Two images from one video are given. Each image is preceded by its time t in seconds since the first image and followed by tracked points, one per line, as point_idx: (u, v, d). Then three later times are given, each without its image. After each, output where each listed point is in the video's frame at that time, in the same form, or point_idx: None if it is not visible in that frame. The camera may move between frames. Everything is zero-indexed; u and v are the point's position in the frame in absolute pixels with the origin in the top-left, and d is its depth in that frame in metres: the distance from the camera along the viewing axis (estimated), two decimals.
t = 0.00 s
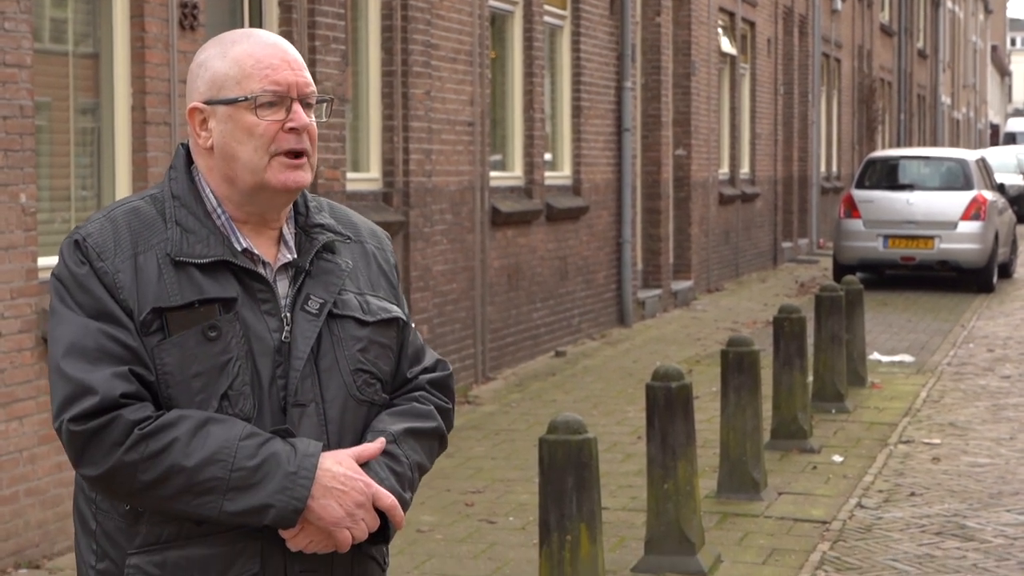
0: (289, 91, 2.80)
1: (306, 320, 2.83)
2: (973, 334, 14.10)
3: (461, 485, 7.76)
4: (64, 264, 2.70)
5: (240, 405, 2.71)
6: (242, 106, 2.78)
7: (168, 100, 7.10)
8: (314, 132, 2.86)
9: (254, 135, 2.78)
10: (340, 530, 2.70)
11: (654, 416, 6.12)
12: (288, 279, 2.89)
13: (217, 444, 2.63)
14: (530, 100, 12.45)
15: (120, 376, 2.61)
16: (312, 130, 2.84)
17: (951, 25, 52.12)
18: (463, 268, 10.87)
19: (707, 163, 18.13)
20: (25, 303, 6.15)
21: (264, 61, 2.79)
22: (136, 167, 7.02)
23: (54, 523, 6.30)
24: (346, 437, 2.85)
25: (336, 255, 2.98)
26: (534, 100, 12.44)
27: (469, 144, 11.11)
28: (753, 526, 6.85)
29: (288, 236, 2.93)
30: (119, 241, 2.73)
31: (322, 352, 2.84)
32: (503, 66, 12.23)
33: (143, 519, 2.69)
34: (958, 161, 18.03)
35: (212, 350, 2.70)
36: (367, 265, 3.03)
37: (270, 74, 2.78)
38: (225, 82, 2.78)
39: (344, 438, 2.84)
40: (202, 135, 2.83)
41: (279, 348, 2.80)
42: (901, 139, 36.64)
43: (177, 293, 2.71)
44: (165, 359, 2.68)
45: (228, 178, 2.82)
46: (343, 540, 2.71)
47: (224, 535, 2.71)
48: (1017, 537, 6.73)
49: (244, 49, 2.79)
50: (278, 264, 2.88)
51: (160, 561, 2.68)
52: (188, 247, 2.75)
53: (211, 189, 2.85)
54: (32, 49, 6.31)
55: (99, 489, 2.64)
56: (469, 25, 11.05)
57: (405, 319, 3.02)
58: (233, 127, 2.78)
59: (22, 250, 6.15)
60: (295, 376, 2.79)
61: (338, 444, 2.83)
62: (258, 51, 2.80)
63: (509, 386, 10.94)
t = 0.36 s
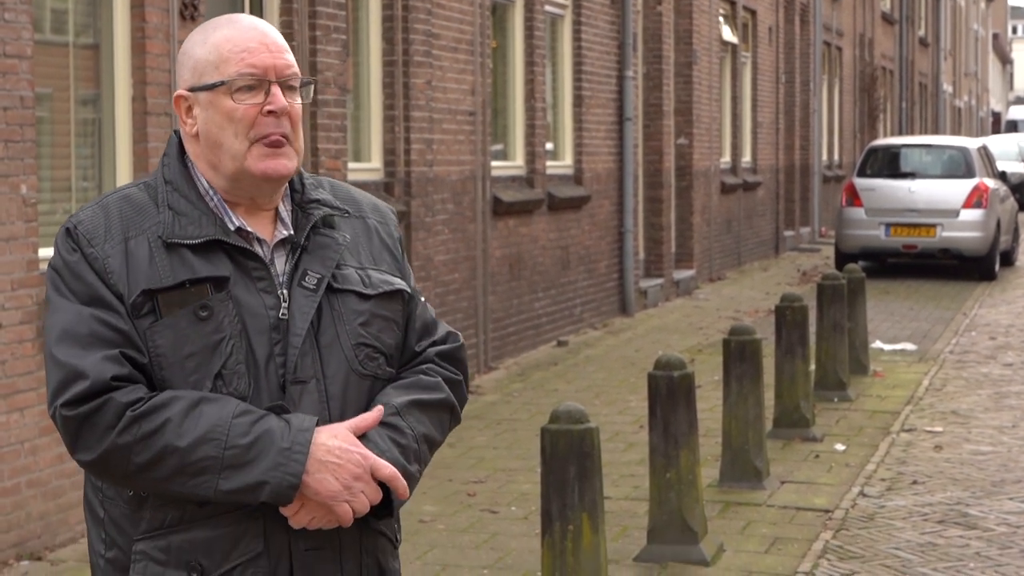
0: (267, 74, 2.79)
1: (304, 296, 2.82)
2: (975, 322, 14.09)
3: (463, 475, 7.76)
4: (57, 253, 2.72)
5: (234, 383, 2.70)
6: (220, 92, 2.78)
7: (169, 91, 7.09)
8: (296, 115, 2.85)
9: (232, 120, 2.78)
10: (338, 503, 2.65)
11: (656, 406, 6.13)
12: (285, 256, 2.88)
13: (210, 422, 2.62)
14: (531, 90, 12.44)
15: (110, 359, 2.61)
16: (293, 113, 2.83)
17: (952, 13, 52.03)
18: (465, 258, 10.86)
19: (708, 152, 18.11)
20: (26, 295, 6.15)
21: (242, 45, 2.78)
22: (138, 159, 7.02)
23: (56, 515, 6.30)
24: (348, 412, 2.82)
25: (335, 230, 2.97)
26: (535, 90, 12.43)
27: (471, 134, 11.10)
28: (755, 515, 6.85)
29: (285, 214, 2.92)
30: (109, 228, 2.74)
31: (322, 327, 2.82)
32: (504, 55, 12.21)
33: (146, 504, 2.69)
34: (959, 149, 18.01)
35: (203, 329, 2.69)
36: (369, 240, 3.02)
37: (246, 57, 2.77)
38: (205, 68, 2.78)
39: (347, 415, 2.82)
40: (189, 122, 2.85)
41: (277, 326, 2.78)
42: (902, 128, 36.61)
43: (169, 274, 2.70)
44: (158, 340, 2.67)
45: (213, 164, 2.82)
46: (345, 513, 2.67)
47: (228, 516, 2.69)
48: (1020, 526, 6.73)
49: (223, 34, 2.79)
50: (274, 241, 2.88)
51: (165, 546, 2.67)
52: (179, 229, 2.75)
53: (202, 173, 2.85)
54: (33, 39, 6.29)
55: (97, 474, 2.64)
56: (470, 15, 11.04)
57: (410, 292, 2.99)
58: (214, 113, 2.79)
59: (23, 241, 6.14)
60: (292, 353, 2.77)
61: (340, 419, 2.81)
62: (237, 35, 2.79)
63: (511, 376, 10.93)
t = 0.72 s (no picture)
0: (164, 99, 2.60)
1: (266, 297, 2.69)
2: (976, 319, 14.10)
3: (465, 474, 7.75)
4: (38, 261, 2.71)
5: (185, 392, 2.61)
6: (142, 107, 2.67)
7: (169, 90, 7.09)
8: (212, 135, 2.62)
9: (150, 138, 2.67)
10: None
11: (657, 405, 6.12)
12: (258, 257, 2.75)
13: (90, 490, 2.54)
14: (532, 88, 12.42)
15: (37, 380, 2.57)
16: (198, 141, 2.62)
17: (952, 10, 52.06)
18: (465, 256, 10.85)
19: (709, 150, 18.10)
20: (26, 294, 6.13)
21: (156, 65, 2.63)
22: (138, 157, 7.05)
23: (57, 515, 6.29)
24: (316, 417, 2.67)
25: (319, 226, 2.82)
26: (536, 88, 12.42)
27: (471, 132, 11.09)
28: (756, 513, 6.85)
29: (263, 214, 2.79)
30: (82, 238, 2.69)
31: (291, 329, 2.70)
32: (504, 53, 12.20)
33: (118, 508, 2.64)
34: (960, 146, 18.00)
35: (156, 340, 2.62)
36: (361, 232, 2.86)
37: (151, 81, 2.62)
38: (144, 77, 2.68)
39: (316, 419, 2.66)
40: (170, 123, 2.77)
41: (239, 331, 2.66)
42: (903, 125, 36.67)
43: (128, 285, 2.64)
44: (112, 350, 2.61)
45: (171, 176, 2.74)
46: None
47: (194, 521, 2.62)
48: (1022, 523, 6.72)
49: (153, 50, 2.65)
50: (244, 244, 2.74)
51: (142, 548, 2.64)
52: (145, 239, 2.67)
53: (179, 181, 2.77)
54: (33, 39, 6.28)
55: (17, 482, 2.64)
56: (470, 13, 11.03)
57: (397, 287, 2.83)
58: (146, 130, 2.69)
59: (23, 240, 6.14)
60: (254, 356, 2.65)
61: (308, 424, 2.65)
62: (158, 53, 2.63)
63: (512, 374, 10.93)
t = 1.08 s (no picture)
0: (188, 126, 2.58)
1: (287, 301, 2.71)
2: (976, 320, 14.10)
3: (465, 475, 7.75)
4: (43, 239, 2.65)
5: (212, 394, 2.60)
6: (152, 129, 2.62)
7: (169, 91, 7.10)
8: (233, 162, 2.62)
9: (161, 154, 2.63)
10: None
11: (658, 405, 6.12)
12: (269, 261, 2.76)
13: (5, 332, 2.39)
14: (532, 89, 12.42)
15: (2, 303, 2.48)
16: (222, 162, 2.61)
17: (952, 11, 52.04)
18: (465, 257, 10.85)
19: (709, 151, 18.10)
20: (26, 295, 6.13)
21: (172, 89, 2.58)
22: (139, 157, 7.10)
23: (57, 515, 6.28)
24: (339, 418, 2.69)
25: (321, 227, 2.85)
26: (536, 89, 12.42)
27: (471, 133, 11.09)
28: (757, 515, 6.85)
29: (267, 216, 2.79)
30: (95, 228, 2.65)
31: (310, 331, 2.72)
32: (505, 54, 12.20)
33: (138, 504, 2.62)
34: (960, 147, 18.00)
35: (183, 340, 2.61)
36: (359, 232, 2.90)
37: (171, 105, 2.58)
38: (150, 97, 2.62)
39: (340, 420, 2.69)
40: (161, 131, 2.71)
41: (260, 334, 2.67)
42: (902, 125, 36.66)
43: (150, 283, 2.62)
44: (137, 346, 2.59)
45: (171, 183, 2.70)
46: None
47: (223, 522, 2.61)
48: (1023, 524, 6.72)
49: (163, 71, 2.60)
50: (255, 249, 2.75)
51: (161, 548, 2.61)
52: (157, 240, 2.64)
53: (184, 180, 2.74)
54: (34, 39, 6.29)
55: None
56: (470, 14, 11.03)
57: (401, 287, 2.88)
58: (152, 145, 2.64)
59: (24, 240, 6.13)
60: (279, 359, 2.66)
61: (333, 425, 2.68)
62: (172, 75, 2.58)
63: (513, 375, 10.93)
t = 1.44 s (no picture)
0: (257, 98, 2.69)
1: (344, 293, 2.76)
2: (980, 320, 14.08)
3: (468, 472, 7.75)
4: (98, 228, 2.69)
5: (272, 380, 2.65)
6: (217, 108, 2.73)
7: (173, 87, 7.10)
8: (297, 137, 2.73)
9: (225, 132, 2.73)
10: None
11: (661, 403, 6.09)
12: (324, 256, 2.82)
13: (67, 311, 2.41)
14: (536, 87, 12.41)
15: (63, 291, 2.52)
16: (286, 136, 2.71)
17: (956, 10, 51.98)
18: (469, 255, 10.84)
19: (713, 150, 18.08)
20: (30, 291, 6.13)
21: (240, 66, 2.70)
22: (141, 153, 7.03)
23: (61, 512, 6.29)
24: (392, 407, 2.75)
25: (373, 224, 2.91)
26: (540, 87, 12.41)
27: (475, 131, 11.08)
28: (761, 514, 6.84)
29: (322, 212, 2.86)
30: (155, 218, 2.70)
31: (364, 322, 2.78)
32: (509, 52, 12.21)
33: (191, 489, 2.65)
34: (964, 147, 17.99)
35: (243, 327, 2.65)
36: (406, 230, 2.97)
37: (240, 79, 2.70)
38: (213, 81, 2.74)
39: (392, 411, 2.75)
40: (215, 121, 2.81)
41: (317, 323, 2.72)
42: (905, 125, 36.62)
43: (210, 270, 2.67)
44: (198, 332, 2.63)
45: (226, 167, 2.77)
46: None
47: (278, 507, 2.65)
48: None
49: (230, 51, 2.72)
50: (311, 243, 2.81)
51: (212, 532, 2.64)
52: (216, 231, 2.69)
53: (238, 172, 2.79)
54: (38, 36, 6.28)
55: None
56: (474, 12, 11.03)
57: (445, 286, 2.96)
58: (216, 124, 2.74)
59: (28, 237, 6.13)
60: (336, 347, 2.71)
61: (386, 415, 2.74)
62: (241, 52, 2.71)
63: (516, 373, 10.93)
